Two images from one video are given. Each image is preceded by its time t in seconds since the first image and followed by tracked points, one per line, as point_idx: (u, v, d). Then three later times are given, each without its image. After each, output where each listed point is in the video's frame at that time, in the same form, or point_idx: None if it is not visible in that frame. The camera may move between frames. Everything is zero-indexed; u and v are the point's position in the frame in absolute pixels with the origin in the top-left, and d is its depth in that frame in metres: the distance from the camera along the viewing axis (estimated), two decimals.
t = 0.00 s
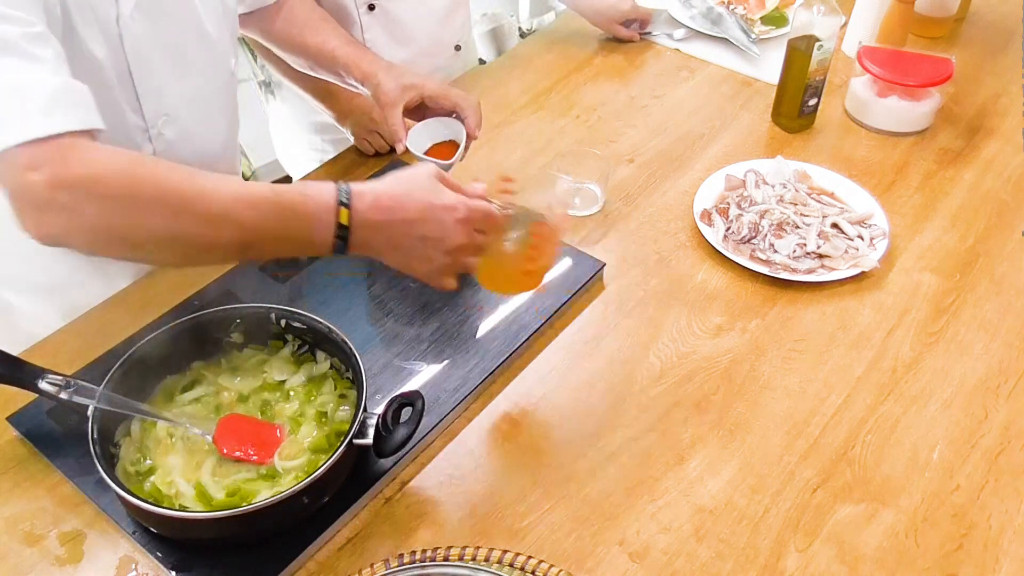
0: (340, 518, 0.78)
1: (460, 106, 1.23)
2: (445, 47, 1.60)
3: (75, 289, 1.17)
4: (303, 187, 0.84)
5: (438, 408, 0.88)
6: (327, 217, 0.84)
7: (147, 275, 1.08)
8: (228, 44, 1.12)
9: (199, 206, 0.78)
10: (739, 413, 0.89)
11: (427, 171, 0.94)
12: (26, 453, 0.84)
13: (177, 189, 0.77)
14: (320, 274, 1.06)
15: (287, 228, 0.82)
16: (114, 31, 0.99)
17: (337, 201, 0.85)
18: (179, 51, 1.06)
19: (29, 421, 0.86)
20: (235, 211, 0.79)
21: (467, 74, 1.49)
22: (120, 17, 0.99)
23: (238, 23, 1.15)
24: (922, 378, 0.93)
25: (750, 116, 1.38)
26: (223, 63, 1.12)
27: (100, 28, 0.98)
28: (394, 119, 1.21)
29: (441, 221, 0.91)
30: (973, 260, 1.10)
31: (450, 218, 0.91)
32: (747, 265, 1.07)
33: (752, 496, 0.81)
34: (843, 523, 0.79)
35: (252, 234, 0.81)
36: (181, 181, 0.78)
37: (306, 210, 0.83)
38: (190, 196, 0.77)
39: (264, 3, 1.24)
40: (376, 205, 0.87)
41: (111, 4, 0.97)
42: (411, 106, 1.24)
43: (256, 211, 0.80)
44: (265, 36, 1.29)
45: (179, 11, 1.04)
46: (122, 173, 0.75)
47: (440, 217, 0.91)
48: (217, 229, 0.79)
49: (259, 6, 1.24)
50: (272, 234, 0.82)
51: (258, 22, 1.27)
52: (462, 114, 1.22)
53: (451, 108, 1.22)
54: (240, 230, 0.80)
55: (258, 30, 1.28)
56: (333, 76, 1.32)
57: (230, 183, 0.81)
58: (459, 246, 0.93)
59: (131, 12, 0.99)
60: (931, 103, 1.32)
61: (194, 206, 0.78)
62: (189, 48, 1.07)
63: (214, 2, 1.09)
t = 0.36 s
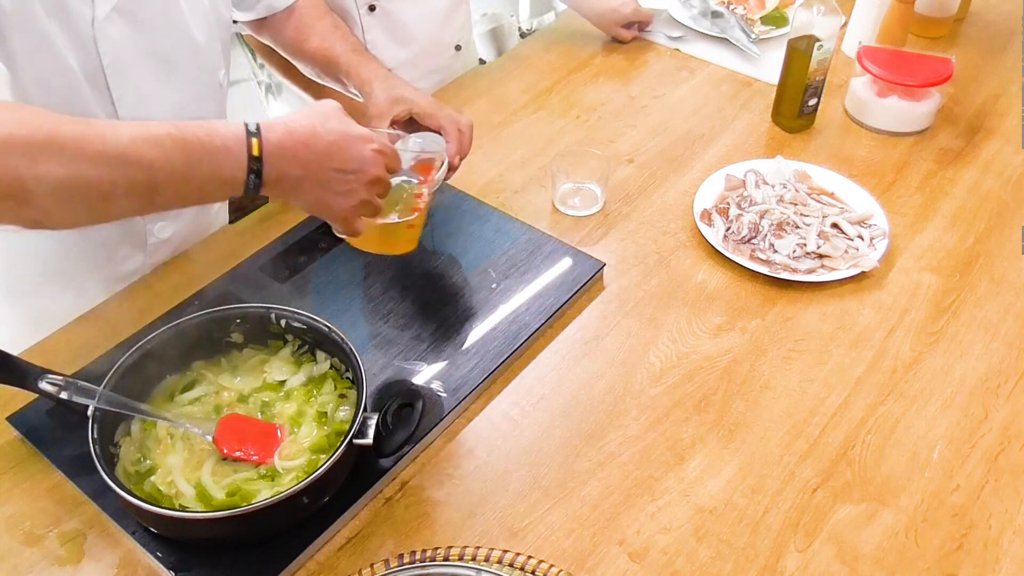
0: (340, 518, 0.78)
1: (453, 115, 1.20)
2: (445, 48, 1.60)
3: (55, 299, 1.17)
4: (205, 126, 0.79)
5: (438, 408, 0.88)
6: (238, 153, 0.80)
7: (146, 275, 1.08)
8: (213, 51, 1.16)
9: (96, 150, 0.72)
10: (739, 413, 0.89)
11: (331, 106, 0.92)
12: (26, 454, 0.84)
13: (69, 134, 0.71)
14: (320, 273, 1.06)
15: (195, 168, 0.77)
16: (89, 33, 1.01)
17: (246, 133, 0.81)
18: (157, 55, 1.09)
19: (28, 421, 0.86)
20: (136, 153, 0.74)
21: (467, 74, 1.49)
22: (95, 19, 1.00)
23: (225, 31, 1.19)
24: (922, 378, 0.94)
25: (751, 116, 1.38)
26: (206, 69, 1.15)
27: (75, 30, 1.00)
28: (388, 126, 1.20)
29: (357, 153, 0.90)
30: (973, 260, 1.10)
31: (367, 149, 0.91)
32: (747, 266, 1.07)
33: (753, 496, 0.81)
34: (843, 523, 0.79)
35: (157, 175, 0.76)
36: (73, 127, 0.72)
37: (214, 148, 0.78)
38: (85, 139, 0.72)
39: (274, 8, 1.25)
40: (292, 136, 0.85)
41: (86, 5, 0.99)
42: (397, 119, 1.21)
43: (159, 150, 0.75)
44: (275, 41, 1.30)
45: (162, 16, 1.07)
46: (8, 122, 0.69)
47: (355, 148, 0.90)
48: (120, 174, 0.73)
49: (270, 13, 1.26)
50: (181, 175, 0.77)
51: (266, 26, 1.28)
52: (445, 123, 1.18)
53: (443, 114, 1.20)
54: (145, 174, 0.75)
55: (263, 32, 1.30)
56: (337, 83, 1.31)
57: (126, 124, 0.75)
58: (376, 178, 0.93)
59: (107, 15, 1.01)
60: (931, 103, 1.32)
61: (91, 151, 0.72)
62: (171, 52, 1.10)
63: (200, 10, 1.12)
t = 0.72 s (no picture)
0: (340, 518, 0.78)
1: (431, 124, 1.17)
2: (445, 48, 1.60)
3: (41, 304, 1.17)
4: (173, 95, 0.80)
5: (438, 409, 0.88)
6: (207, 117, 0.80)
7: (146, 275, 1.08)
8: (200, 56, 1.17)
9: (64, 115, 0.72)
10: (739, 413, 0.89)
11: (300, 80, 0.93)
12: (26, 454, 0.84)
13: (35, 100, 0.71)
14: (320, 273, 1.06)
15: (164, 131, 0.78)
16: (71, 34, 1.01)
17: (215, 96, 0.81)
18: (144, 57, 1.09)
19: (29, 421, 0.86)
20: (104, 117, 0.74)
21: (467, 74, 1.49)
22: (78, 20, 1.00)
23: (214, 36, 1.20)
24: (922, 378, 0.94)
25: (751, 116, 1.38)
26: (194, 73, 1.17)
27: (60, 30, 1.00)
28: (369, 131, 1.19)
29: (325, 123, 0.90)
30: (973, 260, 1.10)
31: (337, 121, 0.92)
32: (747, 265, 1.07)
33: (753, 496, 0.81)
34: (843, 523, 0.79)
35: (127, 138, 0.75)
36: (40, 94, 0.72)
37: (183, 113, 0.79)
38: (51, 106, 0.72)
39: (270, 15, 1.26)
40: (262, 102, 0.85)
41: (70, 6, 0.99)
42: (379, 126, 1.20)
43: (128, 114, 0.76)
44: (272, 47, 1.31)
45: (148, 19, 1.07)
46: None
47: (324, 119, 0.90)
48: (89, 137, 0.73)
49: (266, 19, 1.27)
50: (150, 138, 0.77)
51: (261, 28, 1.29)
52: (423, 133, 1.15)
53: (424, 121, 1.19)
54: (114, 137, 0.75)
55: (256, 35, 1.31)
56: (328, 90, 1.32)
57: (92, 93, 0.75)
58: (346, 149, 0.93)
59: (90, 17, 1.01)
60: (931, 103, 1.32)
61: (59, 116, 0.72)
62: (158, 55, 1.10)
63: (191, 13, 1.14)
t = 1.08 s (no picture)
0: (340, 519, 0.78)
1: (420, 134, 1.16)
2: (445, 48, 1.60)
3: (32, 304, 1.17)
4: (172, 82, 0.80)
5: (438, 409, 0.88)
6: (206, 104, 0.80)
7: (146, 275, 1.08)
8: (195, 59, 1.18)
9: (66, 100, 0.72)
10: (739, 413, 0.89)
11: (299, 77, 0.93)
12: (26, 454, 0.84)
13: (37, 86, 0.71)
14: (321, 273, 1.06)
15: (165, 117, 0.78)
16: (65, 36, 1.01)
17: (215, 83, 0.82)
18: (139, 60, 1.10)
19: (29, 421, 0.86)
20: (106, 103, 0.74)
21: (467, 74, 1.49)
22: (71, 22, 1.00)
23: (209, 40, 1.20)
24: (922, 378, 0.94)
25: (751, 116, 1.38)
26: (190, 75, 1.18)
27: (54, 32, 1.00)
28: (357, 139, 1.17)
29: (323, 115, 0.90)
30: (973, 260, 1.10)
31: (335, 116, 0.92)
32: (747, 265, 1.07)
33: (753, 496, 0.81)
34: (843, 523, 0.79)
35: (129, 123, 0.76)
36: (41, 80, 0.72)
37: (182, 98, 0.79)
38: (52, 91, 0.72)
39: (264, 21, 1.26)
40: (261, 91, 0.86)
41: (63, 8, 0.99)
42: (367, 133, 1.18)
43: (129, 99, 0.76)
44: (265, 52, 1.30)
45: (143, 22, 1.07)
46: None
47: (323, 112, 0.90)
48: (91, 122, 0.73)
49: (260, 24, 1.27)
50: (151, 124, 0.77)
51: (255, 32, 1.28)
52: (410, 141, 1.14)
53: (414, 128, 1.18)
54: (116, 123, 0.75)
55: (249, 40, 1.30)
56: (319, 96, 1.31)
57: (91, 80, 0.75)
58: (343, 141, 0.92)
59: (84, 19, 1.01)
60: (931, 103, 1.32)
61: (60, 102, 0.72)
62: (152, 58, 1.10)
63: (188, 17, 1.14)
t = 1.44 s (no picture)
0: (339, 519, 0.78)
1: (417, 137, 1.15)
2: (445, 49, 1.60)
3: (32, 306, 1.17)
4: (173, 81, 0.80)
5: (438, 409, 0.88)
6: (207, 102, 0.80)
7: (147, 275, 1.08)
8: (193, 58, 1.18)
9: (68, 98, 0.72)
10: (739, 413, 0.89)
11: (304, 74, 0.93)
12: (26, 454, 0.84)
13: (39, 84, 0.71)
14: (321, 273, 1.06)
15: (166, 115, 0.78)
16: (63, 36, 1.01)
17: (215, 81, 0.82)
18: (137, 61, 1.10)
19: (29, 421, 0.86)
20: (107, 100, 0.74)
21: (467, 74, 1.49)
22: (70, 23, 1.00)
23: (207, 40, 1.20)
24: (922, 378, 0.94)
25: (751, 116, 1.38)
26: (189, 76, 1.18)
27: (53, 34, 1.00)
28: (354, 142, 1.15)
29: (324, 113, 0.89)
30: (973, 260, 1.09)
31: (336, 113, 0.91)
32: (747, 265, 1.07)
33: (753, 496, 0.81)
34: (843, 524, 0.79)
35: (131, 120, 0.76)
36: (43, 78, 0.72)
37: (183, 95, 0.79)
38: (54, 90, 0.72)
39: (262, 24, 1.26)
40: (262, 88, 0.85)
41: (62, 9, 0.99)
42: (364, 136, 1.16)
43: (130, 97, 0.76)
44: (264, 54, 1.30)
45: (141, 22, 1.07)
46: None
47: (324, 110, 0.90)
48: (93, 119, 0.73)
49: (258, 27, 1.27)
50: (153, 121, 0.77)
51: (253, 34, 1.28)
52: (406, 146, 1.12)
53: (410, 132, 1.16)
54: (118, 120, 0.75)
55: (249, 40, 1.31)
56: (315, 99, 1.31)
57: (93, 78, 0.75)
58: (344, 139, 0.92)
59: (83, 19, 1.01)
60: (931, 103, 1.32)
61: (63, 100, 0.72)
62: (151, 58, 1.11)
63: (187, 18, 1.14)
